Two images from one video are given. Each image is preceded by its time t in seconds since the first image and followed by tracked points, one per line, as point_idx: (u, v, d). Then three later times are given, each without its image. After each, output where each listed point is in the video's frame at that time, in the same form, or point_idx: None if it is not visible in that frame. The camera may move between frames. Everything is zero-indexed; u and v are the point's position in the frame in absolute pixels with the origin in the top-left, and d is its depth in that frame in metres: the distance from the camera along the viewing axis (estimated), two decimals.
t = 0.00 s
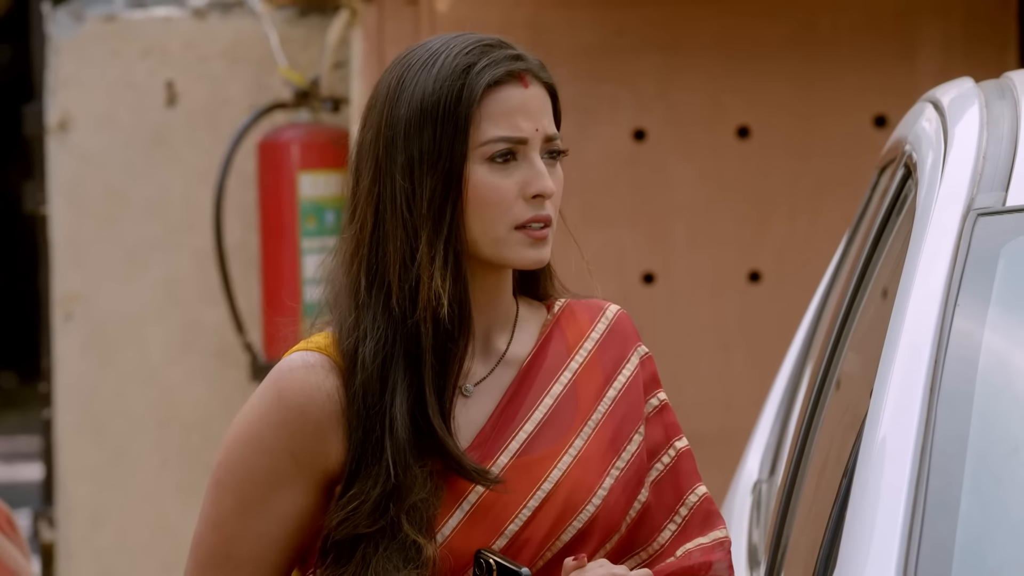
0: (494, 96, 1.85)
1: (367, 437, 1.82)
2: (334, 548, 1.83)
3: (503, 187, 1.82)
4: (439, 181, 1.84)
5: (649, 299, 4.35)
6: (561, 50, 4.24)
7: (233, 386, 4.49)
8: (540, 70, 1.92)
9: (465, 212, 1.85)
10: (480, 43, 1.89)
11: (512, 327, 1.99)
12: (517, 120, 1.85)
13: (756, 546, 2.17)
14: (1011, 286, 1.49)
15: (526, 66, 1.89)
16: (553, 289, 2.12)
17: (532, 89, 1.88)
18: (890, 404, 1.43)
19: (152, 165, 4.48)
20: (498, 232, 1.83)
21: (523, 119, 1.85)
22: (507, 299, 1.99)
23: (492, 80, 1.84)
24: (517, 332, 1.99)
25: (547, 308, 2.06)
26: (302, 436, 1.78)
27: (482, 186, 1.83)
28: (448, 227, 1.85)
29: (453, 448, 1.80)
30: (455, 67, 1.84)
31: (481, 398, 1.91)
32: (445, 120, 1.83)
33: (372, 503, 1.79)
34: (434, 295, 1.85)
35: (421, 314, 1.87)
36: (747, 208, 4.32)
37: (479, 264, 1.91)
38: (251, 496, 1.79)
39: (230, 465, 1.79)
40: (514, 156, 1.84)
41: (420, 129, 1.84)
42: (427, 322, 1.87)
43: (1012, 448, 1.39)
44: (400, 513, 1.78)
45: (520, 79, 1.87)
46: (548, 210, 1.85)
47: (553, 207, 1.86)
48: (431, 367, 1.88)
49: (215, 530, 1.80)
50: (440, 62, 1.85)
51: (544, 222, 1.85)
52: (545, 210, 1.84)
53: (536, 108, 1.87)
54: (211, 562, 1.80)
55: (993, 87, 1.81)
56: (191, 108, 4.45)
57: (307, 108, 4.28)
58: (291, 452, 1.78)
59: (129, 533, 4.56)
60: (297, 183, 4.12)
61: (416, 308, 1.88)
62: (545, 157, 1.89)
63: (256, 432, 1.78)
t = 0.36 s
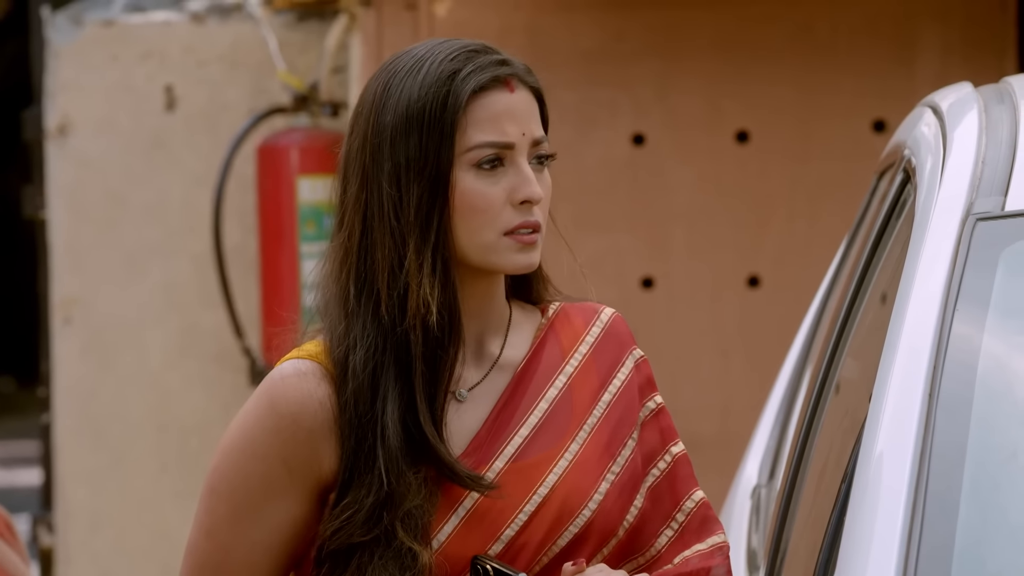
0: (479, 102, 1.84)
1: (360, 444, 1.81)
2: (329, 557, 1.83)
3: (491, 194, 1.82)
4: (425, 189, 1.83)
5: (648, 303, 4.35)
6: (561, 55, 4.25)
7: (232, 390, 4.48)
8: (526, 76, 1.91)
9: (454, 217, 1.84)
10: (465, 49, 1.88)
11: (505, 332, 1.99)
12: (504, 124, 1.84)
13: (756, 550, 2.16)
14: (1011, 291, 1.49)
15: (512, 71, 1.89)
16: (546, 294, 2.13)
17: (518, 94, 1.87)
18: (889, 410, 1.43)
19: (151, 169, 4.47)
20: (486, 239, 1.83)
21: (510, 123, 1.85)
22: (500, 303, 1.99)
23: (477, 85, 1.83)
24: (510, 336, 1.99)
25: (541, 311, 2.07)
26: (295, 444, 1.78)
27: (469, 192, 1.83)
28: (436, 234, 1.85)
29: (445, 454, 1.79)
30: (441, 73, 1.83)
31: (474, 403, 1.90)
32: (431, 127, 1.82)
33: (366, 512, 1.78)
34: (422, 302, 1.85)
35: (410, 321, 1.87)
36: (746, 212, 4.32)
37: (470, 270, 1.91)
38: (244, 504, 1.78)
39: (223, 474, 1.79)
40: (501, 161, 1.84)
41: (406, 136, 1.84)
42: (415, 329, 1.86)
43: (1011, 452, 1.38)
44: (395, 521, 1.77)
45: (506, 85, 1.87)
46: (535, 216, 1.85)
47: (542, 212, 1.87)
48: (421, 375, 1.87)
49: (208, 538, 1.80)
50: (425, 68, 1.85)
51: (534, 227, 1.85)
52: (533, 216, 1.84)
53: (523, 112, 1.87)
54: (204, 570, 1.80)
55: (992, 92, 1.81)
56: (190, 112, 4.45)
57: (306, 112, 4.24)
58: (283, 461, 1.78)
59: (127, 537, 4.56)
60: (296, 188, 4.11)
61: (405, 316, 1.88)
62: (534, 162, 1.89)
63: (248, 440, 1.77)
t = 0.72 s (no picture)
0: (414, 93, 1.87)
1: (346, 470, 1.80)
2: None
3: (442, 181, 1.84)
4: (370, 189, 1.86)
5: (651, 302, 4.35)
6: (563, 55, 4.25)
7: (235, 390, 4.48)
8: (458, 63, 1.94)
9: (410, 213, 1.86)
10: (393, 46, 1.91)
11: (491, 329, 2.00)
12: (441, 110, 1.87)
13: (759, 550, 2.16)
14: (1014, 290, 1.48)
15: (442, 58, 1.91)
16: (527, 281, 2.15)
17: (451, 79, 1.90)
18: (892, 409, 1.43)
19: (154, 168, 4.48)
20: (445, 228, 1.84)
21: (448, 109, 1.87)
22: (482, 293, 1.98)
23: (407, 77, 1.86)
24: (497, 333, 2.00)
25: (530, 301, 2.07)
26: (280, 470, 1.78)
27: (419, 183, 1.84)
28: (388, 233, 1.87)
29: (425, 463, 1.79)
30: (370, 73, 1.86)
31: (467, 409, 1.92)
32: (367, 127, 1.84)
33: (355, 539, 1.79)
34: (379, 305, 1.85)
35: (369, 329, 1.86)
36: (748, 212, 4.32)
37: (450, 269, 1.92)
38: (235, 529, 1.79)
39: (212, 498, 1.80)
40: (447, 148, 1.86)
41: (345, 142, 1.86)
42: (376, 337, 1.86)
43: (1017, 452, 1.38)
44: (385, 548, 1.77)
45: (439, 72, 1.90)
46: (492, 194, 1.87)
47: (499, 191, 1.88)
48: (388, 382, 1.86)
49: (200, 561, 1.81)
50: (355, 72, 1.88)
51: (493, 207, 1.87)
52: (488, 194, 1.86)
53: (461, 95, 1.90)
54: None
55: (995, 92, 1.81)
56: (192, 112, 4.45)
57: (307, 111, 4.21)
58: (270, 486, 1.78)
59: (130, 537, 4.56)
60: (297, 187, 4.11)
61: (362, 325, 1.88)
62: (484, 147, 1.91)
63: (235, 466, 1.78)
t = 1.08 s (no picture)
0: (368, 87, 1.91)
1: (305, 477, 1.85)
2: None
3: (404, 174, 1.87)
4: (314, 188, 1.92)
5: (654, 298, 4.34)
6: (567, 50, 4.25)
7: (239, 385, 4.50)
8: (414, 51, 1.98)
9: (372, 207, 1.89)
10: (345, 41, 1.96)
11: (478, 314, 2.05)
12: (397, 103, 1.90)
13: (761, 545, 2.16)
14: (1017, 284, 1.48)
15: (395, 50, 1.96)
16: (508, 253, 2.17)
17: (406, 70, 1.94)
18: (896, 404, 1.43)
19: (158, 164, 4.48)
20: (411, 221, 1.87)
21: (404, 100, 1.91)
22: (463, 279, 2.02)
23: (358, 73, 1.90)
24: (484, 317, 2.05)
25: (522, 276, 2.11)
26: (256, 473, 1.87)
27: (381, 177, 1.88)
28: (325, 230, 1.93)
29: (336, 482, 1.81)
30: (320, 72, 1.92)
31: (453, 397, 1.98)
32: (318, 127, 1.91)
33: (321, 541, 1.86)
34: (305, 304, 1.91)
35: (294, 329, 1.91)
36: (752, 207, 4.32)
37: (425, 266, 1.95)
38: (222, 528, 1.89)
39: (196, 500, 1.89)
40: (406, 139, 1.89)
41: (298, 143, 1.93)
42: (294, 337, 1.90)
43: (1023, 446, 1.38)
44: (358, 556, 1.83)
45: (392, 65, 1.94)
46: (456, 182, 1.89)
47: (464, 178, 1.90)
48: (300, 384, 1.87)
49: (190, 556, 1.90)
50: (307, 72, 1.94)
51: (460, 195, 1.89)
52: (452, 182, 1.88)
53: (418, 85, 1.93)
54: None
55: (998, 86, 1.81)
56: (196, 107, 4.46)
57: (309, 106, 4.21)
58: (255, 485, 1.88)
59: (133, 532, 4.56)
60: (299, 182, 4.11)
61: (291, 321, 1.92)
62: (447, 135, 1.93)
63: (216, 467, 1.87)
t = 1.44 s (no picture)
0: (406, 79, 1.92)
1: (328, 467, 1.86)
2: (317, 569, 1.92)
3: (440, 166, 1.89)
4: (353, 176, 1.92)
5: (672, 299, 4.35)
6: (584, 51, 4.26)
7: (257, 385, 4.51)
8: (452, 45, 2.00)
9: (407, 198, 1.90)
10: (385, 31, 1.98)
11: (501, 310, 2.05)
12: (437, 95, 1.92)
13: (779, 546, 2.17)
14: None
15: (434, 42, 1.97)
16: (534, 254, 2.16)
17: (445, 63, 1.96)
18: (914, 406, 1.43)
19: (176, 164, 4.50)
20: (447, 213, 1.89)
21: (443, 92, 1.92)
22: (489, 281, 2.03)
23: (399, 63, 1.92)
24: (506, 313, 2.05)
25: (545, 279, 2.10)
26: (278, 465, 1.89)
27: (417, 169, 1.89)
28: (366, 220, 1.93)
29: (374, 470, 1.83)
30: (361, 60, 1.93)
31: (473, 396, 1.97)
32: (356, 115, 1.91)
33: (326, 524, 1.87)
34: (347, 296, 1.92)
35: (333, 317, 1.93)
36: (770, 207, 4.32)
37: (456, 258, 1.96)
38: (242, 522, 1.89)
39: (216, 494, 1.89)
40: (444, 132, 1.91)
41: (335, 130, 1.93)
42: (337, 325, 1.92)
43: None
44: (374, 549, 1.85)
45: (432, 56, 1.95)
46: (491, 177, 1.91)
47: (498, 173, 1.93)
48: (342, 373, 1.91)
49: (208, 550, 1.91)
50: (347, 60, 1.95)
51: (494, 189, 1.92)
52: (488, 177, 1.91)
53: (456, 78, 1.95)
54: None
55: (1017, 86, 1.81)
56: (214, 107, 4.47)
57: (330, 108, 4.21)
58: (276, 479, 1.89)
59: (152, 533, 4.59)
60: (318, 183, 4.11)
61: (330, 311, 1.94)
62: (482, 131, 1.95)
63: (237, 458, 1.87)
